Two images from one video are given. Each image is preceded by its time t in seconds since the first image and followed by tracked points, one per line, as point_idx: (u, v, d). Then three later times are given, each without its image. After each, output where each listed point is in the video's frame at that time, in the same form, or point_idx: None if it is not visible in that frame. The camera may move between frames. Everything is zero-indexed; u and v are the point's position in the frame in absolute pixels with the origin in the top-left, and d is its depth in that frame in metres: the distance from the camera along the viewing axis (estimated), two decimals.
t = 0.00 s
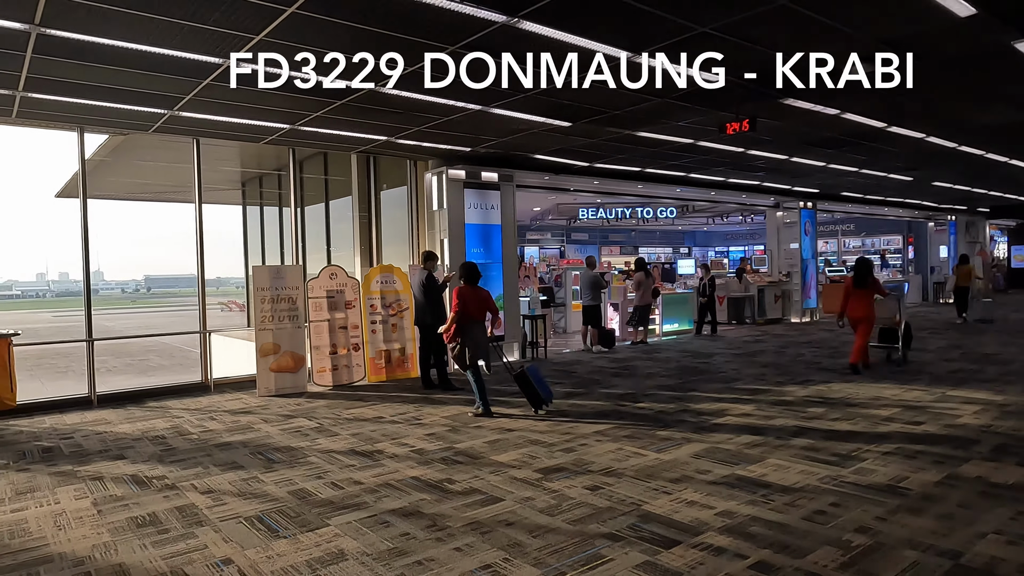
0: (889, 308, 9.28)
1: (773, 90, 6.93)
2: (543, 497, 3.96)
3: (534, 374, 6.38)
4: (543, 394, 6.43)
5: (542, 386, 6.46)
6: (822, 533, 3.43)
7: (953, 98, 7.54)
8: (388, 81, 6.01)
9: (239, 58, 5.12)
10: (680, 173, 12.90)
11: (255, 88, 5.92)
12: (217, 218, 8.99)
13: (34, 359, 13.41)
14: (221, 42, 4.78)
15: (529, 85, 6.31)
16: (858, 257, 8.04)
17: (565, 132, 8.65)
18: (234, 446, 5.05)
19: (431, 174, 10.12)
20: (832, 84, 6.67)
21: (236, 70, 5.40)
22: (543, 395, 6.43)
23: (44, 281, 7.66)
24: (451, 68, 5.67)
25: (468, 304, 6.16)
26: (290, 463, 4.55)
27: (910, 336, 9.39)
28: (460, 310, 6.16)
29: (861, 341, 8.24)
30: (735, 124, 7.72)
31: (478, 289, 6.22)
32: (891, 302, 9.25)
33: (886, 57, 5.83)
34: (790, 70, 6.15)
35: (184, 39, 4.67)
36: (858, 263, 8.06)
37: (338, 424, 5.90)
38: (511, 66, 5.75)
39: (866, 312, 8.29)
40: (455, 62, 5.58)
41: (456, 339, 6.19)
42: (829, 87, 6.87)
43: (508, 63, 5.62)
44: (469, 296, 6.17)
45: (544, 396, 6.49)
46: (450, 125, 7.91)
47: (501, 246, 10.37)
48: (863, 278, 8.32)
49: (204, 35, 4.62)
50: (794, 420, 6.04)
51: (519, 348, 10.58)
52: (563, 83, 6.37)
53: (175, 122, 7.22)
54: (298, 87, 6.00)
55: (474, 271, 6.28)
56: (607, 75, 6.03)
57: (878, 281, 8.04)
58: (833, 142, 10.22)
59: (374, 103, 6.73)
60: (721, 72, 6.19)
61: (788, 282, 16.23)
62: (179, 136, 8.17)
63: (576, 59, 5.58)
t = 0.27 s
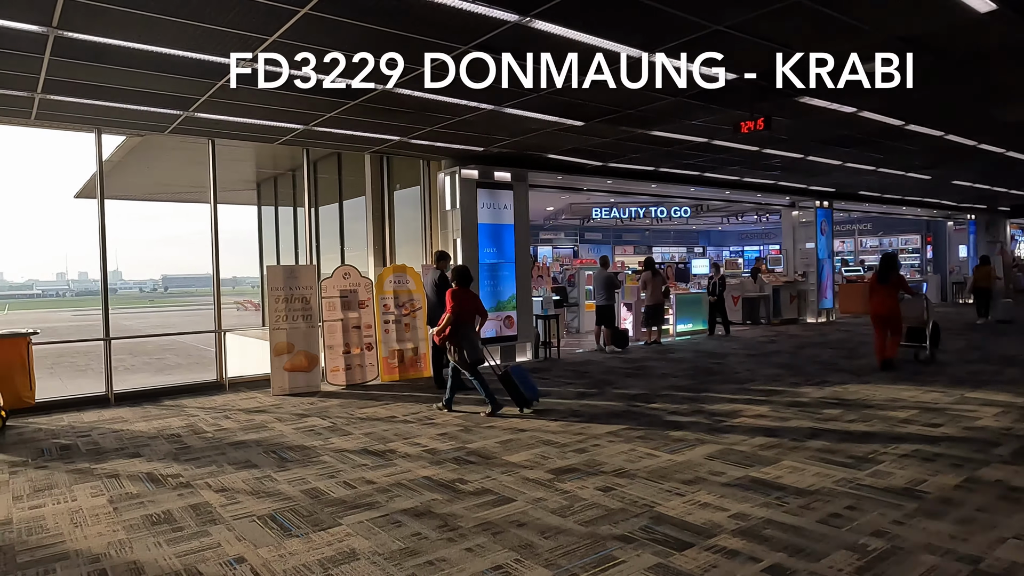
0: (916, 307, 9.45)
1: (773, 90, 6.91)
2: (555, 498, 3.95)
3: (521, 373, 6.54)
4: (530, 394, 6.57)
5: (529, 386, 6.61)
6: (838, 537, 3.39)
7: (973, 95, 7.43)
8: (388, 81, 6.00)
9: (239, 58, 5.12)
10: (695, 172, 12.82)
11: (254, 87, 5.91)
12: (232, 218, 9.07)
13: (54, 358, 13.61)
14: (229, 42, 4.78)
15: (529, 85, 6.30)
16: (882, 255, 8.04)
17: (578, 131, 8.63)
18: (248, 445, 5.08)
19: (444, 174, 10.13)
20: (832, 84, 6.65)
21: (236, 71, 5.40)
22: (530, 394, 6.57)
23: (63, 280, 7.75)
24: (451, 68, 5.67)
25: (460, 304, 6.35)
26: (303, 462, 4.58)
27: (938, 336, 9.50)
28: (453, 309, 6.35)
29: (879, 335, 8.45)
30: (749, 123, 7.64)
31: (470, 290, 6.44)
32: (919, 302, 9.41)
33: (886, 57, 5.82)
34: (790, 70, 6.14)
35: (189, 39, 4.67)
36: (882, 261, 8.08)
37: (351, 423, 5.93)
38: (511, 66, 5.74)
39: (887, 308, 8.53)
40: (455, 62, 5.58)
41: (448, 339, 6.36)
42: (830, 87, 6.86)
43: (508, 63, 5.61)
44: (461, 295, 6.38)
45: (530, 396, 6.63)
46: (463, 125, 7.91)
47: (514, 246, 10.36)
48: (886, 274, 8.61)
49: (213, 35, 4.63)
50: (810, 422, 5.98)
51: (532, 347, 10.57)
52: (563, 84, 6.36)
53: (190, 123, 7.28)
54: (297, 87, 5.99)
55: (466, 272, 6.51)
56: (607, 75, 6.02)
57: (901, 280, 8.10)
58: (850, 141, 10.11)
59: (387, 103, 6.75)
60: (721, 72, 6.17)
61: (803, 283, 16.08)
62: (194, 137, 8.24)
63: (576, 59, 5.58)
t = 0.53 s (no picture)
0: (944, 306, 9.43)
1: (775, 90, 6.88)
2: (568, 499, 3.92)
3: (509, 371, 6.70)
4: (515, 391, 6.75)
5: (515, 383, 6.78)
6: (856, 541, 3.33)
7: (994, 92, 7.29)
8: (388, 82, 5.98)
9: (239, 58, 5.12)
10: (709, 171, 12.72)
11: (253, 87, 5.90)
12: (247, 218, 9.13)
13: (73, 356, 13.78)
14: (236, 42, 4.78)
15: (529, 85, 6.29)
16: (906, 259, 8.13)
17: (591, 130, 8.58)
18: (262, 444, 5.10)
19: (457, 174, 10.13)
20: (832, 85, 6.63)
21: (236, 71, 5.40)
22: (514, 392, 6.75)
23: (82, 279, 7.81)
24: (451, 68, 5.66)
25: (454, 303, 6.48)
26: (316, 462, 4.59)
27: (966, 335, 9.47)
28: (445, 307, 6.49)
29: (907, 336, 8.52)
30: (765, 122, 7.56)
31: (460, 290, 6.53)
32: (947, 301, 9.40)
33: (886, 57, 5.82)
34: (790, 70, 6.13)
35: (196, 38, 4.66)
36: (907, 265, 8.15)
37: (364, 423, 5.93)
38: (511, 66, 5.73)
39: (915, 310, 8.43)
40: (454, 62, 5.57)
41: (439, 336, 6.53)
42: (830, 88, 6.84)
43: (508, 63, 5.60)
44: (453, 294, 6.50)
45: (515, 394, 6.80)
46: (476, 124, 7.90)
47: (527, 246, 10.34)
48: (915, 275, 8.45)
49: (223, 35, 4.64)
50: (826, 424, 5.90)
51: (545, 347, 10.54)
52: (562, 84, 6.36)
53: (205, 124, 7.33)
54: (298, 87, 5.98)
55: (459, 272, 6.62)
56: (608, 75, 6.02)
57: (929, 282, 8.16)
58: (867, 139, 9.98)
59: (400, 103, 6.75)
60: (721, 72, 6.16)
61: (820, 283, 15.91)
62: (210, 137, 8.32)
63: (576, 59, 5.57)
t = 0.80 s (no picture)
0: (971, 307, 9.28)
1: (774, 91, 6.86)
2: (581, 500, 3.90)
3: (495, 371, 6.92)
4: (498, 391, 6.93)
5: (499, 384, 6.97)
6: (874, 545, 3.28)
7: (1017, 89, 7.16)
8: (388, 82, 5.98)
9: (239, 58, 5.12)
10: (724, 170, 12.62)
11: (253, 87, 5.90)
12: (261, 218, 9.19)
13: (92, 355, 13.95)
14: (244, 41, 4.78)
15: (529, 85, 6.28)
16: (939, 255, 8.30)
17: (605, 129, 8.54)
18: (275, 443, 5.12)
19: (470, 173, 10.12)
20: (832, 85, 6.61)
21: (236, 71, 5.40)
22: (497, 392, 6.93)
23: (100, 279, 7.90)
24: (451, 68, 5.65)
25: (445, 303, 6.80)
26: (329, 461, 4.59)
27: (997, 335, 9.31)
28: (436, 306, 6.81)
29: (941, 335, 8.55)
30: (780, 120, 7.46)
31: (455, 290, 6.82)
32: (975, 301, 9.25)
33: (886, 57, 5.80)
34: (790, 70, 6.11)
35: (204, 38, 4.67)
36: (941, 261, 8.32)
37: (377, 422, 5.94)
38: (511, 66, 5.72)
39: (946, 309, 8.56)
40: (454, 62, 5.57)
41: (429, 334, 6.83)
42: (829, 88, 6.82)
43: (508, 63, 5.59)
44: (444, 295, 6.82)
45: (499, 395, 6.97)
46: (489, 123, 7.89)
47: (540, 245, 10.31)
48: (945, 274, 8.61)
49: (233, 34, 4.64)
50: (843, 425, 5.83)
51: (558, 347, 10.51)
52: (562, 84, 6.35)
53: (220, 124, 7.39)
54: (298, 87, 5.97)
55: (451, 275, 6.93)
56: (607, 75, 6.01)
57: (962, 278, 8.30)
58: (885, 138, 9.85)
59: (413, 103, 6.74)
60: (721, 72, 6.14)
61: (836, 283, 15.74)
62: (224, 137, 8.39)
63: (576, 58, 5.56)
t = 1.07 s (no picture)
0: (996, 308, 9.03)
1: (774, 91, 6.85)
2: (592, 502, 3.87)
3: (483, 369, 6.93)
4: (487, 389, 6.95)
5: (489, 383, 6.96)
6: (891, 550, 3.23)
7: None
8: (388, 82, 5.98)
9: (239, 57, 5.12)
10: (737, 169, 12.51)
11: (253, 87, 5.90)
12: (274, 219, 9.24)
13: (108, 353, 14.12)
14: (253, 41, 4.79)
15: (528, 85, 6.27)
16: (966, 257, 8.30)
17: (617, 129, 8.49)
18: (287, 442, 5.14)
19: (482, 173, 10.10)
20: (831, 85, 6.60)
21: (236, 71, 5.39)
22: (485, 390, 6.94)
23: (116, 278, 7.99)
24: (451, 68, 5.65)
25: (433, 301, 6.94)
26: (340, 460, 4.60)
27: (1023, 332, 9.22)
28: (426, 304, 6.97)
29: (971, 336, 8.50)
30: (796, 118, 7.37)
31: (442, 288, 6.94)
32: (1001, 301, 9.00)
33: (885, 57, 5.79)
34: (790, 70, 6.10)
35: (213, 38, 4.68)
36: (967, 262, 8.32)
37: (388, 422, 5.94)
38: (511, 66, 5.70)
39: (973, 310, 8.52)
40: (455, 62, 5.56)
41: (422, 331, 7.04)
42: (829, 88, 6.80)
43: (508, 63, 5.59)
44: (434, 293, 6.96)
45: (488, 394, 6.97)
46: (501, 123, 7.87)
47: (552, 245, 10.28)
48: (971, 276, 8.59)
49: (243, 35, 4.66)
50: (859, 428, 5.75)
51: (570, 347, 10.48)
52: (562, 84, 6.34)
53: (232, 125, 7.44)
54: (297, 87, 5.97)
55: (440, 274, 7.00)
56: (607, 75, 6.01)
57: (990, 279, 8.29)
58: (902, 136, 9.71)
59: (425, 102, 6.73)
60: (722, 73, 6.13)
61: (851, 283, 15.57)
62: (237, 138, 8.44)
63: (576, 58, 5.54)
